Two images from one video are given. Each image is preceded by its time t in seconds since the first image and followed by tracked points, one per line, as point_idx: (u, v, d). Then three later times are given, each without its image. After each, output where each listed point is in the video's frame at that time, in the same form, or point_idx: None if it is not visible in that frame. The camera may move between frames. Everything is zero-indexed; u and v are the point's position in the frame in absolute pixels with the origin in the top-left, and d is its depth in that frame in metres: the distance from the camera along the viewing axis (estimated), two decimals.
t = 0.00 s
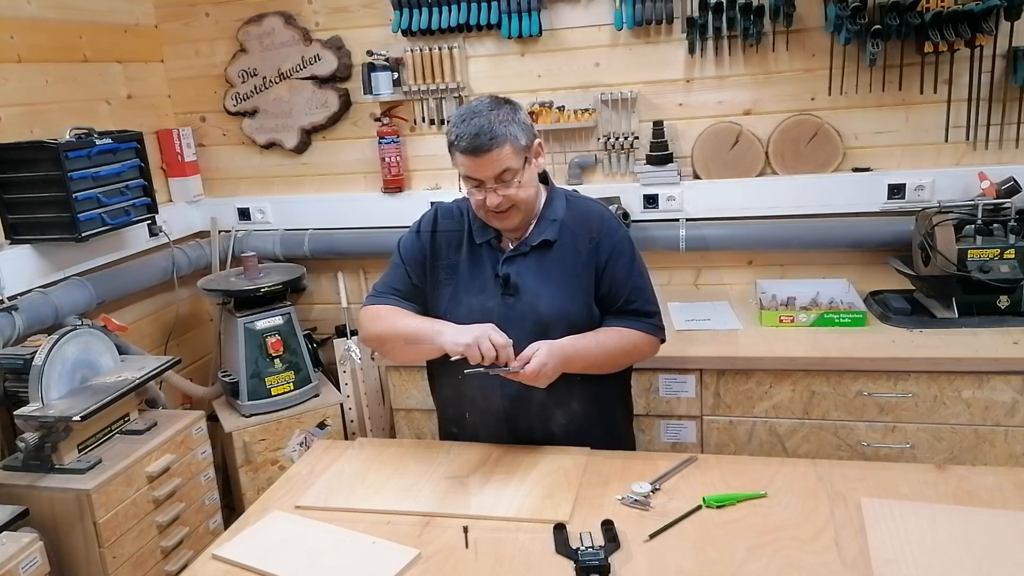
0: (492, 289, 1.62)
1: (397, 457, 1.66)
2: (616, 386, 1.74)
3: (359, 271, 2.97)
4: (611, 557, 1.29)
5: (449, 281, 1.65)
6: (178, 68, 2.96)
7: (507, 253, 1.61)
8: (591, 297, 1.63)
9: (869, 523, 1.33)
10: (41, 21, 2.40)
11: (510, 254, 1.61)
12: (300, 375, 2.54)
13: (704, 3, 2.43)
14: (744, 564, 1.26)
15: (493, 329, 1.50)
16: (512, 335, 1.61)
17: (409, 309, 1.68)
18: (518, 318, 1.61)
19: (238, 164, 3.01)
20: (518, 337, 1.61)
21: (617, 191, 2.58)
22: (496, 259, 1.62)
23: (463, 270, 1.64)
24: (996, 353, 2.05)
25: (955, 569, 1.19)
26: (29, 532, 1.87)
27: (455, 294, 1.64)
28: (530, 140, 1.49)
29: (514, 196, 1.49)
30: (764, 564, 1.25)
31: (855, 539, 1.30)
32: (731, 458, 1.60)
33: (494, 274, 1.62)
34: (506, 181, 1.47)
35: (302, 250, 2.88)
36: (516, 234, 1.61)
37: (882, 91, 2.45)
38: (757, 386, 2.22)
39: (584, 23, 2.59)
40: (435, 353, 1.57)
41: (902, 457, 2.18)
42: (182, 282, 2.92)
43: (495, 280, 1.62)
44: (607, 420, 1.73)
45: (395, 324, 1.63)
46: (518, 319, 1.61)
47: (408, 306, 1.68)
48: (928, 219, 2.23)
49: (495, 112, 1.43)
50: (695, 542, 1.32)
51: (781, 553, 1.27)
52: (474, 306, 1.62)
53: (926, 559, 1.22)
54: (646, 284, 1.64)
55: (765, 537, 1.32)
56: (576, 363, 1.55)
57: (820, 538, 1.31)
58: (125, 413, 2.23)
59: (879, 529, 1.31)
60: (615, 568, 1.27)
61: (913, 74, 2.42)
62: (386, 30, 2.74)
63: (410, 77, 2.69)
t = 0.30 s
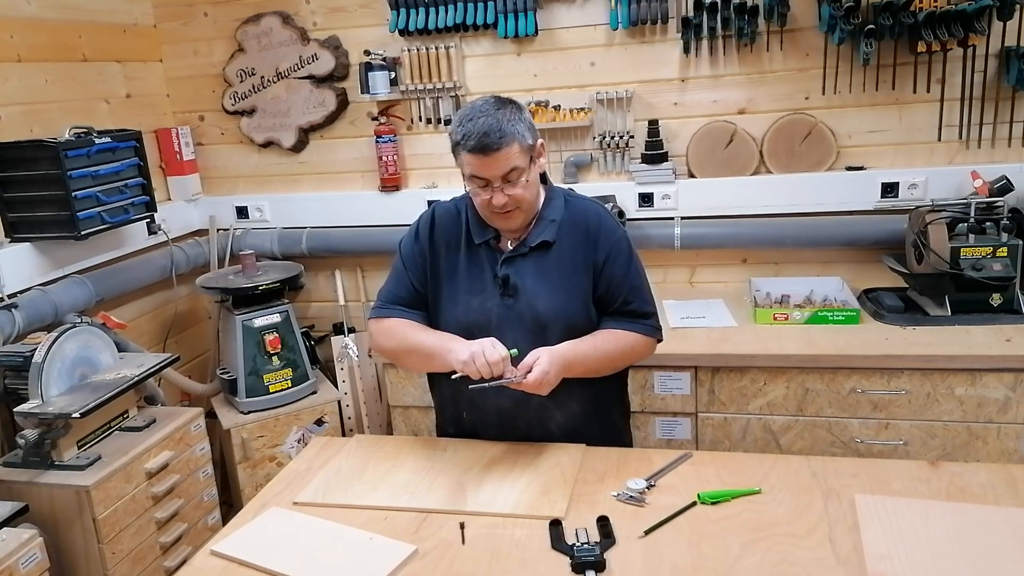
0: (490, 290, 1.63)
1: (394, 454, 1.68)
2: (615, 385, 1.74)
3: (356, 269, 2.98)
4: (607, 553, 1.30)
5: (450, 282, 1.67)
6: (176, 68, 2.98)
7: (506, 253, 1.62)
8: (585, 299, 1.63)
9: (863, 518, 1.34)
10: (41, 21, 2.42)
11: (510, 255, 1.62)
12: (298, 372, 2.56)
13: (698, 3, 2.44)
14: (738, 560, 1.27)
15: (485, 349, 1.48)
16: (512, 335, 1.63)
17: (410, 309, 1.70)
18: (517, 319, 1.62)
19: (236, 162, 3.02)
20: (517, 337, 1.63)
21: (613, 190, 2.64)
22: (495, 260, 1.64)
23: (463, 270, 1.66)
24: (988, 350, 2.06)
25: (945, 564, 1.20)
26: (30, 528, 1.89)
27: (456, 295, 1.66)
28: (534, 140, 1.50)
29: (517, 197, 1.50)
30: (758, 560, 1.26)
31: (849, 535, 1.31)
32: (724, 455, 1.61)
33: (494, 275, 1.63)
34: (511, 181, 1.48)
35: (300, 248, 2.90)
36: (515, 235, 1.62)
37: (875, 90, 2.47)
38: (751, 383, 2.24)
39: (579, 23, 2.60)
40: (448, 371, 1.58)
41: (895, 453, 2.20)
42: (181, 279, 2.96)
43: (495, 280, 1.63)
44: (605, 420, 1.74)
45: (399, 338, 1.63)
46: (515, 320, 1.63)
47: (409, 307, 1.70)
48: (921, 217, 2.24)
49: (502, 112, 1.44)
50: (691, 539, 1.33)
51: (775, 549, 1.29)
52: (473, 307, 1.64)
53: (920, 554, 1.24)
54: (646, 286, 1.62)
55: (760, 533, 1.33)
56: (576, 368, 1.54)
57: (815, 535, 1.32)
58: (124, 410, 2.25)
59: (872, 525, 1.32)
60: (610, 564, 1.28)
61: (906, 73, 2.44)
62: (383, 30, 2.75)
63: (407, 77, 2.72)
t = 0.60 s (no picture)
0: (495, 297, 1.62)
1: (390, 450, 1.69)
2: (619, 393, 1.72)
3: (354, 267, 3.00)
4: (603, 550, 1.32)
5: (453, 288, 1.66)
6: (175, 67, 2.99)
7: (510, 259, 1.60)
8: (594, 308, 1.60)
9: (857, 515, 1.36)
10: (41, 21, 2.43)
11: (514, 261, 1.59)
12: (296, 369, 2.58)
13: (694, 3, 2.46)
14: (732, 556, 1.28)
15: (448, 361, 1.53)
16: (516, 342, 1.63)
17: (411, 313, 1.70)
18: (520, 326, 1.61)
19: (235, 161, 3.04)
20: (519, 344, 1.63)
21: (609, 189, 2.65)
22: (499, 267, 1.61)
23: (466, 276, 1.64)
24: (982, 348, 2.08)
25: (937, 559, 1.22)
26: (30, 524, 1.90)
27: (458, 300, 1.65)
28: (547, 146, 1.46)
29: (527, 204, 1.47)
30: (753, 556, 1.28)
31: (843, 531, 1.33)
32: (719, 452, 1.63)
33: (498, 281, 1.61)
34: (524, 189, 1.45)
35: (299, 247, 2.92)
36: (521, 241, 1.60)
37: (869, 90, 2.48)
38: (746, 380, 2.25)
39: (575, 23, 2.62)
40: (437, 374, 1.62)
41: (889, 450, 2.22)
42: (180, 277, 2.98)
43: (496, 287, 1.62)
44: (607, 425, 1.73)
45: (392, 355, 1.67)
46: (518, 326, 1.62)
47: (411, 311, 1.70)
48: (914, 216, 2.26)
49: (514, 118, 1.40)
50: (686, 535, 1.35)
51: (770, 545, 1.30)
52: (476, 313, 1.63)
53: (913, 550, 1.25)
54: (659, 292, 1.58)
55: (755, 530, 1.35)
56: (618, 403, 1.49)
57: (810, 531, 1.33)
58: (123, 407, 2.26)
59: (867, 522, 1.34)
60: (605, 561, 1.29)
61: (900, 73, 2.45)
62: (380, 30, 2.77)
63: (404, 76, 2.74)
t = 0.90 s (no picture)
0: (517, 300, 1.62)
1: (391, 450, 1.69)
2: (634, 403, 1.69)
3: (354, 267, 3.00)
4: (602, 550, 1.32)
5: (475, 288, 1.67)
6: (175, 67, 2.99)
7: (535, 263, 1.59)
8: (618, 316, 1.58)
9: (857, 515, 1.36)
10: (41, 21, 2.43)
11: (539, 266, 1.59)
12: (296, 370, 2.58)
13: (694, 3, 2.46)
14: (732, 556, 1.28)
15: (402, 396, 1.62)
16: (534, 347, 1.62)
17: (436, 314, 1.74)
18: (539, 330, 1.61)
19: (235, 161, 3.04)
20: (537, 347, 1.62)
21: (609, 189, 2.65)
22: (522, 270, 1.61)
23: (488, 279, 1.65)
24: (982, 348, 2.08)
25: (937, 559, 1.22)
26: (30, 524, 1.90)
27: (478, 302, 1.66)
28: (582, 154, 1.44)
29: (557, 213, 1.46)
30: (753, 555, 1.28)
31: (843, 531, 1.33)
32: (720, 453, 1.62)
33: (520, 284, 1.61)
34: (554, 197, 1.44)
35: (299, 247, 2.92)
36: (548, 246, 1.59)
37: (869, 90, 2.48)
38: (746, 380, 2.25)
39: (575, 23, 2.62)
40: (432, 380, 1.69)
41: (889, 450, 2.22)
42: (180, 277, 2.98)
43: (518, 289, 1.62)
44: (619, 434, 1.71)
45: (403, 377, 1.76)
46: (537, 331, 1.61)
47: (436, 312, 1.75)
48: (914, 216, 2.26)
49: (551, 124, 1.38)
50: (686, 535, 1.35)
51: (770, 545, 1.30)
52: (495, 315, 1.64)
53: (912, 550, 1.25)
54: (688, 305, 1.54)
55: (754, 529, 1.35)
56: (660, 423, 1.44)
57: (810, 531, 1.33)
58: (123, 407, 2.26)
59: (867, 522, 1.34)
60: (605, 562, 1.29)
61: (900, 73, 2.46)
62: (380, 30, 2.77)
63: (404, 76, 2.74)
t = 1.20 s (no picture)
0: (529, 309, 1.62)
1: (391, 450, 1.69)
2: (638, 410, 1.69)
3: (354, 267, 3.00)
4: (598, 556, 1.30)
5: (491, 293, 1.68)
6: (175, 67, 2.99)
7: (549, 271, 1.58)
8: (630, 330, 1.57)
9: (857, 515, 1.36)
10: (40, 20, 2.43)
11: (550, 275, 1.58)
12: (296, 370, 2.58)
13: (693, 3, 2.46)
14: (732, 556, 1.28)
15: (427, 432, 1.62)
16: (545, 356, 1.63)
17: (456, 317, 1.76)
18: (550, 341, 1.61)
19: (235, 161, 3.04)
20: (547, 355, 1.63)
21: (609, 189, 2.65)
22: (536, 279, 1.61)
23: (503, 284, 1.66)
24: (982, 348, 2.08)
25: (937, 560, 1.22)
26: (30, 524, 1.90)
27: (493, 307, 1.67)
28: (597, 167, 1.42)
29: (569, 224, 1.45)
30: (753, 555, 1.28)
31: (843, 531, 1.33)
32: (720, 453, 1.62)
33: (533, 293, 1.61)
34: (567, 210, 1.42)
35: (299, 247, 2.92)
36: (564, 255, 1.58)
37: (869, 90, 2.48)
38: (746, 380, 2.25)
39: (575, 23, 2.62)
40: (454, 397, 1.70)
41: (889, 450, 2.22)
42: (180, 277, 2.98)
43: (531, 296, 1.62)
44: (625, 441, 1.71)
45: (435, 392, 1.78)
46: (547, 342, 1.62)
47: (456, 315, 1.76)
48: (914, 216, 2.26)
49: (565, 139, 1.36)
50: (686, 535, 1.34)
51: (770, 545, 1.30)
52: (508, 322, 1.65)
53: (912, 550, 1.25)
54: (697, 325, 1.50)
55: (754, 529, 1.34)
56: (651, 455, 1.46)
57: (810, 531, 1.33)
58: (124, 406, 2.26)
59: (867, 522, 1.34)
60: (604, 564, 1.29)
61: (900, 73, 2.45)
62: (380, 30, 2.77)
63: (404, 76, 2.74)
